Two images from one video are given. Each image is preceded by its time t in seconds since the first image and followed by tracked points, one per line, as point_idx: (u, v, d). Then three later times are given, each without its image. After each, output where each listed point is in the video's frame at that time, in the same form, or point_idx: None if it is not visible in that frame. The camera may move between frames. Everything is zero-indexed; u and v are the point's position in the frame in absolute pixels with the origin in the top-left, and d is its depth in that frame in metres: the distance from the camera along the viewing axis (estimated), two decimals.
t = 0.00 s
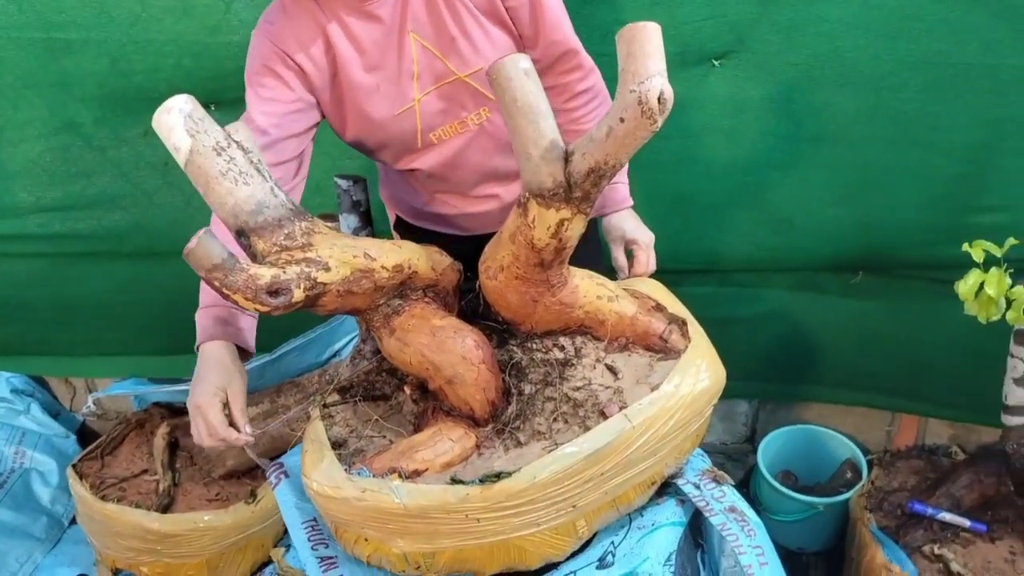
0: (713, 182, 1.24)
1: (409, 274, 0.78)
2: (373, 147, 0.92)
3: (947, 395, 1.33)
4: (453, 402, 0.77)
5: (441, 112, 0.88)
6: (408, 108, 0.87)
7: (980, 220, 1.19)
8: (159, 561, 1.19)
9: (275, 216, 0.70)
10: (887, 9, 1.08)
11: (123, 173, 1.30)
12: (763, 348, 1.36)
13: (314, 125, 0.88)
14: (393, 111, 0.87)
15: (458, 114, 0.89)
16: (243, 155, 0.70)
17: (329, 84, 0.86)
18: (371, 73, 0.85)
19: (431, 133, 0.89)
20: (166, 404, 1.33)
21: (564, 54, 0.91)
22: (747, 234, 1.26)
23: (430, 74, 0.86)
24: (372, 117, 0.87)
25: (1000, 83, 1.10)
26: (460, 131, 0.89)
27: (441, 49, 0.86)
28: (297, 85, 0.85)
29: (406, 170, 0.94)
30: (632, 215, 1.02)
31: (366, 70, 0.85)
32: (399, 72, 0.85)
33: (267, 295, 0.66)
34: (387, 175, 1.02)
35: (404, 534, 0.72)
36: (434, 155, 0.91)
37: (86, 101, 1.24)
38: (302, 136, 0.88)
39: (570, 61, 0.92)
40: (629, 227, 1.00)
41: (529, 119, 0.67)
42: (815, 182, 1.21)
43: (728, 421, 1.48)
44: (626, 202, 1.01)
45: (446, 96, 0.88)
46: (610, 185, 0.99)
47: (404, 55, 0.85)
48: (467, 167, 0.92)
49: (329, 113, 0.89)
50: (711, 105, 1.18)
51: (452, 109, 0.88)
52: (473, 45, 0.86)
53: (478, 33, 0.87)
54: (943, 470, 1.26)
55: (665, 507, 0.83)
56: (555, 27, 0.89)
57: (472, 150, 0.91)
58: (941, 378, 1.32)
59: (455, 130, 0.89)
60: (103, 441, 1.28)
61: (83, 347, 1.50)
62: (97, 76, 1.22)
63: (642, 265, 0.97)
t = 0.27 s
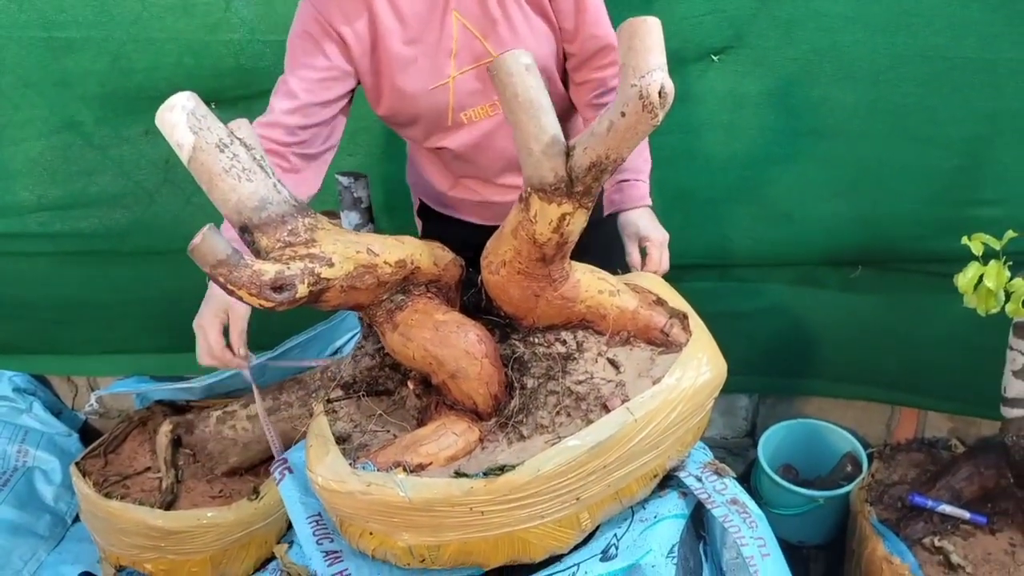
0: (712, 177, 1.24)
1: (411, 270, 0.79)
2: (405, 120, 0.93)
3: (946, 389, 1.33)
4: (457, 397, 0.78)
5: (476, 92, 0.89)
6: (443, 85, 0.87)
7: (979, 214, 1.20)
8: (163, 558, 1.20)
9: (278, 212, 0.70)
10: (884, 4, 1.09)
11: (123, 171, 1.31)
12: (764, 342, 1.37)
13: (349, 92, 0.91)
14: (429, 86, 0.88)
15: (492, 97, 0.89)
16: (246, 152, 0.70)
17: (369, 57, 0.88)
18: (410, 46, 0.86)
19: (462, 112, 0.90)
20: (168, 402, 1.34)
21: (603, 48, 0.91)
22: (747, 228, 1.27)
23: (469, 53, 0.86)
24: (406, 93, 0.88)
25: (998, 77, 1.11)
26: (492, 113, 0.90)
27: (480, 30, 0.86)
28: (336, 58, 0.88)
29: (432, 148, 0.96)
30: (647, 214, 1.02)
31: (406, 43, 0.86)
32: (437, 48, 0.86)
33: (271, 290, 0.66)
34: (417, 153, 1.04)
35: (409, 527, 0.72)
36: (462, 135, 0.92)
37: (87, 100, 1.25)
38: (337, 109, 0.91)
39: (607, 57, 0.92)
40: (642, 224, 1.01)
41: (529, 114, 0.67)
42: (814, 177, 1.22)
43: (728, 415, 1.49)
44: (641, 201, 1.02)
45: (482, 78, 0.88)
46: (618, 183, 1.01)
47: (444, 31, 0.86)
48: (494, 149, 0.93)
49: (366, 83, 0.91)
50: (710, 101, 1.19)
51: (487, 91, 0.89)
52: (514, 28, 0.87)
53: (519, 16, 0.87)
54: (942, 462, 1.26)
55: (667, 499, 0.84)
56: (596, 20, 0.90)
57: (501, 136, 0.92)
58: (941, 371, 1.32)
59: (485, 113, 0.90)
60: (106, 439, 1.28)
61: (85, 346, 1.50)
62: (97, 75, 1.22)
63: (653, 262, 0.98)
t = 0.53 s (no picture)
0: (712, 172, 1.24)
1: (413, 265, 0.79)
2: (467, 89, 0.96)
3: (946, 382, 1.34)
4: (460, 392, 0.78)
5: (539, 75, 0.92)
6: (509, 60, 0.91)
7: (978, 207, 1.20)
8: (165, 556, 1.20)
9: (280, 209, 0.71)
10: None
11: (123, 170, 1.31)
12: (764, 337, 1.37)
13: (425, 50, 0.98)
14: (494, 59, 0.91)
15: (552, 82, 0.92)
16: (247, 149, 0.71)
17: (443, 23, 0.92)
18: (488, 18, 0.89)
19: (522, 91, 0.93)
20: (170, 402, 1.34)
21: (678, 56, 0.93)
22: (747, 223, 1.27)
23: (539, 35, 0.89)
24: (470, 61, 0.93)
25: (997, 70, 1.11)
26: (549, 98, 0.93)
27: (555, 18, 0.89)
28: (409, 15, 0.94)
29: (489, 122, 1.00)
30: (678, 220, 0.98)
31: (484, 14, 0.89)
32: (510, 25, 0.89)
33: (274, 287, 0.66)
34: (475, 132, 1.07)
35: (413, 522, 0.72)
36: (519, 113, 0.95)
37: (86, 99, 1.25)
38: (411, 58, 0.99)
39: (679, 65, 0.94)
40: (669, 225, 0.97)
41: (530, 109, 0.67)
42: (814, 171, 1.22)
43: (729, 410, 1.49)
44: (672, 205, 0.97)
45: (546, 61, 0.91)
46: (656, 181, 0.99)
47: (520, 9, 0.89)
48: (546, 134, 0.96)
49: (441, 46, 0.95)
50: (710, 95, 1.19)
51: (548, 75, 0.92)
52: (587, 21, 0.89)
53: (595, 11, 0.90)
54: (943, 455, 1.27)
55: (671, 493, 0.84)
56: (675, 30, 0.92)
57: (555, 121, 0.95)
58: (941, 364, 1.32)
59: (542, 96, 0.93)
60: (108, 438, 1.28)
61: (85, 345, 1.50)
62: (96, 74, 1.22)
63: (670, 266, 0.95)
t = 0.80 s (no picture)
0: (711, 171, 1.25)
1: (415, 263, 0.79)
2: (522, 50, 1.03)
3: (943, 379, 1.34)
4: (462, 390, 0.79)
5: (579, 51, 0.97)
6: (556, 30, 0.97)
7: (976, 204, 1.20)
8: (165, 556, 1.20)
9: (281, 208, 0.72)
10: None
11: (121, 169, 1.31)
12: (762, 334, 1.37)
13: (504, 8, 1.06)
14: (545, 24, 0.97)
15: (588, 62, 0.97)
16: (249, 147, 0.73)
17: None
18: None
19: (560, 64, 0.99)
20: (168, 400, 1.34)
21: (734, 62, 0.93)
22: (746, 221, 1.27)
23: (587, 15, 0.95)
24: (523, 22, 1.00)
25: (993, 68, 1.12)
26: (582, 77, 0.98)
27: (606, 1, 0.94)
28: None
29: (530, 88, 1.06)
30: (706, 217, 0.95)
31: None
32: None
33: (276, 285, 0.67)
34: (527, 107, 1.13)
35: (416, 520, 0.73)
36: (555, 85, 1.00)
37: (84, 99, 1.24)
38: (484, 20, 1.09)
39: (736, 70, 0.94)
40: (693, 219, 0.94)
41: (531, 107, 0.68)
42: (812, 169, 1.22)
43: (727, 408, 1.50)
44: (699, 201, 0.95)
45: (588, 42, 0.96)
46: (693, 179, 0.97)
47: None
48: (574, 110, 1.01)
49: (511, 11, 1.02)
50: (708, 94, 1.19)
51: (586, 54, 0.97)
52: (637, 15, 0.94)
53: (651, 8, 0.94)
54: (941, 451, 1.27)
55: (671, 490, 0.84)
56: (734, 36, 0.92)
57: (588, 102, 0.99)
58: (938, 361, 1.33)
59: (578, 75, 0.98)
60: (107, 438, 1.27)
61: (82, 345, 1.49)
62: (94, 74, 1.22)
63: (693, 262, 0.93)
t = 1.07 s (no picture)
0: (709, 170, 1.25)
1: (414, 263, 0.79)
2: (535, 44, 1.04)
3: (940, 378, 1.35)
4: (461, 389, 0.79)
5: (583, 41, 0.98)
6: (564, 19, 0.98)
7: (972, 204, 1.21)
8: (163, 556, 1.19)
9: (281, 208, 0.72)
10: None
11: (118, 169, 1.30)
12: (759, 333, 1.37)
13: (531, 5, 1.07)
14: (555, 12, 0.99)
15: (591, 53, 0.98)
16: (249, 147, 0.72)
17: None
18: None
19: (566, 54, 0.99)
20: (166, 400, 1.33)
21: (736, 63, 0.92)
22: (744, 220, 1.27)
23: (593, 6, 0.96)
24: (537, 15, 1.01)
25: (989, 68, 1.12)
26: (585, 67, 0.98)
27: None
28: None
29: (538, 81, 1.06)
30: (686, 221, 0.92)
31: None
32: None
33: (277, 285, 0.67)
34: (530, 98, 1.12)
35: (415, 519, 0.73)
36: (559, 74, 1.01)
37: (82, 99, 1.24)
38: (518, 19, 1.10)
39: (738, 71, 0.92)
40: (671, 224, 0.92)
41: (531, 107, 0.68)
42: (810, 168, 1.23)
43: (724, 407, 1.50)
44: (686, 203, 0.91)
45: (593, 32, 0.97)
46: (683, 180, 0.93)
47: None
48: (575, 100, 1.01)
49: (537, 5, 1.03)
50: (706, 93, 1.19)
51: (590, 45, 0.97)
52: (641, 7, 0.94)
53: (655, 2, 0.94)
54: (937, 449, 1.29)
55: (670, 489, 0.85)
56: (737, 36, 0.90)
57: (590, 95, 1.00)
58: (935, 360, 1.33)
59: (581, 66, 0.99)
60: (106, 438, 1.27)
61: (80, 346, 1.49)
62: (92, 74, 1.22)
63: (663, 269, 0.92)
